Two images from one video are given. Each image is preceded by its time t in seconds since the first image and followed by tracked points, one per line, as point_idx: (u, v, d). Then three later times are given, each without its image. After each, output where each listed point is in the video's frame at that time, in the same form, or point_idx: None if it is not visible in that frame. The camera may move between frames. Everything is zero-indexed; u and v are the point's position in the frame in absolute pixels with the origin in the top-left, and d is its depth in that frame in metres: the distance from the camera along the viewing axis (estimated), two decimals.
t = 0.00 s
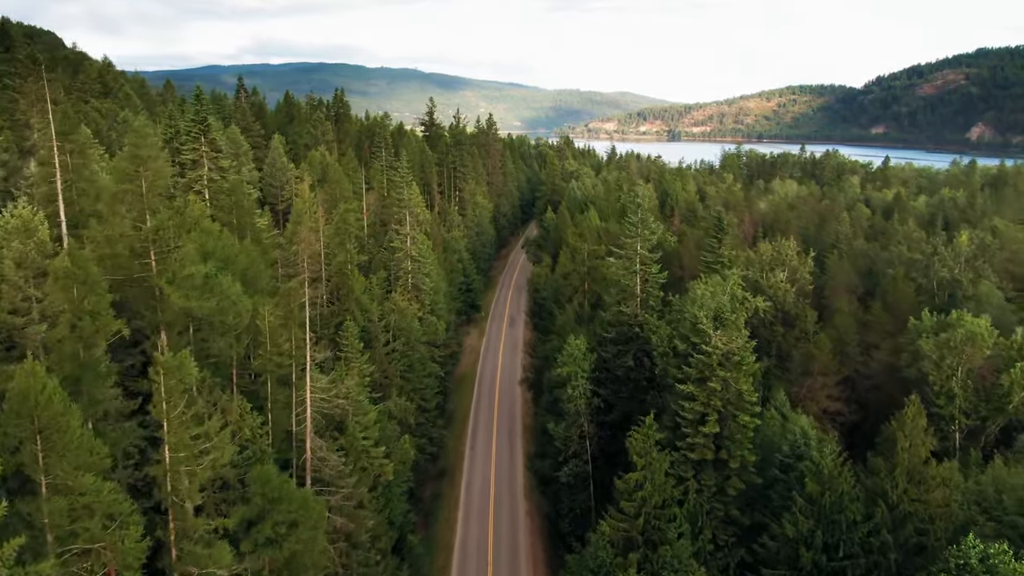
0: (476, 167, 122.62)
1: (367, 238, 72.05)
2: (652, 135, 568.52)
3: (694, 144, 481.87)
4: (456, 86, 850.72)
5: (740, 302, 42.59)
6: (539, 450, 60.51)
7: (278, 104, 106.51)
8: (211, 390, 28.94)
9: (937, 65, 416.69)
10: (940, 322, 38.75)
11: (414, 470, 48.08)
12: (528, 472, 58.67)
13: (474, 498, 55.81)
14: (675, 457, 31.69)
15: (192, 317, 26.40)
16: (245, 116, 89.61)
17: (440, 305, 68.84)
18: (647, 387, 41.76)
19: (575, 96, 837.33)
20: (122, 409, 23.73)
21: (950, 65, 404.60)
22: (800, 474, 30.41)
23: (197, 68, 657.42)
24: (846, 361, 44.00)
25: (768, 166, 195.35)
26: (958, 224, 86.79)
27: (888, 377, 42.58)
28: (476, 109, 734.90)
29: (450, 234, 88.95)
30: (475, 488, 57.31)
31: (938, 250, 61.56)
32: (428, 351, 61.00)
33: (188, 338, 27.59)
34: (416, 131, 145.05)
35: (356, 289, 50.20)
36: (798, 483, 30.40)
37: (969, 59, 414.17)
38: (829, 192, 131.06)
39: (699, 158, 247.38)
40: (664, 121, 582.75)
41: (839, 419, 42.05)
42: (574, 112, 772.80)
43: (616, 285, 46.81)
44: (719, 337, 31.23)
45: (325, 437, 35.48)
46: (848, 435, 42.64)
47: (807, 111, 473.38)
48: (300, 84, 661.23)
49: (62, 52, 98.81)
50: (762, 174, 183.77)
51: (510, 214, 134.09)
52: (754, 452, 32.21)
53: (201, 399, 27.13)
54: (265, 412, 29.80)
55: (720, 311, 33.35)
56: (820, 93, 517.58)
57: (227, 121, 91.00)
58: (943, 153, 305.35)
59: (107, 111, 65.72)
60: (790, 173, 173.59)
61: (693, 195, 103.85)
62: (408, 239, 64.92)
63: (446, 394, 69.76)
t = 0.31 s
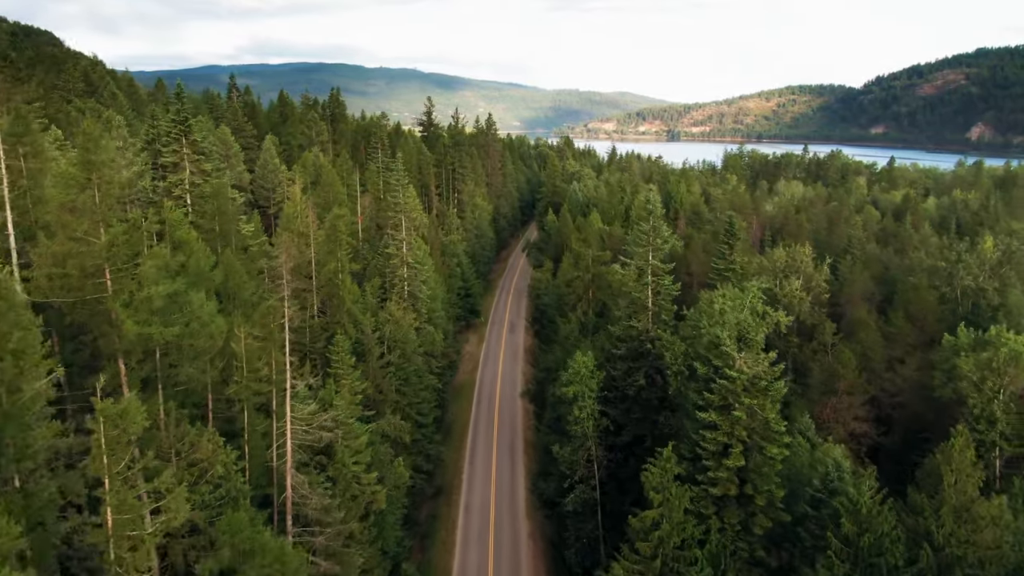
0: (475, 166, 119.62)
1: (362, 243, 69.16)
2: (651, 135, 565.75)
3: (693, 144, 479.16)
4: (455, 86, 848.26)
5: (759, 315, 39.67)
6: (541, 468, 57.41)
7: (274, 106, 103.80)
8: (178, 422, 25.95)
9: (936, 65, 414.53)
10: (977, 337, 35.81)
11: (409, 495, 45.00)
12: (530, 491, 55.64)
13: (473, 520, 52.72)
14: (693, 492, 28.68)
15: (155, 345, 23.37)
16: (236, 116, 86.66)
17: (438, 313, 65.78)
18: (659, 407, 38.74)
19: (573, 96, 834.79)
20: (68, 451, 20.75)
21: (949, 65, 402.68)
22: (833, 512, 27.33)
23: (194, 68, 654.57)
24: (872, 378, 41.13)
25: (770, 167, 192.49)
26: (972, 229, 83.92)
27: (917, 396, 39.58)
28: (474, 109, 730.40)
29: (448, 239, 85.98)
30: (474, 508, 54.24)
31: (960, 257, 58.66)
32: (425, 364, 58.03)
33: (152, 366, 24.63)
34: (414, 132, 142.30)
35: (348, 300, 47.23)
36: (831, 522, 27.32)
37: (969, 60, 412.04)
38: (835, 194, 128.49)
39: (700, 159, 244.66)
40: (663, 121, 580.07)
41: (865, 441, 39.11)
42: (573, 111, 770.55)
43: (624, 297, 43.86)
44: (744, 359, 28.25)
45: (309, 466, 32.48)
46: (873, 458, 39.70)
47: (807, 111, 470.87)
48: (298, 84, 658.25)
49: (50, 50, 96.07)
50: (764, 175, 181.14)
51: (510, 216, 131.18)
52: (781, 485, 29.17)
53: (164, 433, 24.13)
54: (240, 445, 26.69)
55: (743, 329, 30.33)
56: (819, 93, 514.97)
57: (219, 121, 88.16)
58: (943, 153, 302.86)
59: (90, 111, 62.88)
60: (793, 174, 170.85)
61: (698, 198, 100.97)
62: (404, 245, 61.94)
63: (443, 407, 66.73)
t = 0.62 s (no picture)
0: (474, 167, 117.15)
1: (357, 248, 66.62)
2: (651, 134, 563.33)
3: (693, 144, 476.86)
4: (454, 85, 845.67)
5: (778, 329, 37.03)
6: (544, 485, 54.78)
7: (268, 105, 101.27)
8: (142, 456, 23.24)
9: (936, 65, 412.65)
10: (1014, 355, 33.26)
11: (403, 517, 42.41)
12: (532, 510, 53.07)
13: (472, 540, 50.11)
14: (715, 530, 25.99)
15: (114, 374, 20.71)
16: (228, 116, 84.08)
17: (436, 322, 63.21)
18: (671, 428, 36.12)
19: (572, 96, 831.97)
20: (11, 497, 18.13)
21: (949, 65, 400.85)
22: (870, 554, 24.56)
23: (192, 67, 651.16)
24: (899, 397, 38.97)
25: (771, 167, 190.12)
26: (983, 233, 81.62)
27: (945, 415, 37.17)
28: (473, 109, 727.71)
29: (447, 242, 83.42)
30: (474, 527, 51.62)
31: (979, 263, 56.24)
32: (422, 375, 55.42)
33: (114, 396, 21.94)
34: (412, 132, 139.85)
35: (340, 311, 44.68)
36: (867, 565, 24.57)
37: (969, 60, 410.19)
38: (839, 195, 126.24)
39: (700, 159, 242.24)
40: (662, 121, 577.92)
41: (891, 464, 36.93)
42: (572, 111, 767.41)
43: (633, 308, 41.26)
44: (771, 385, 25.64)
45: (295, 495, 29.95)
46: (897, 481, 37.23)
47: (807, 111, 468.73)
48: (296, 83, 655.47)
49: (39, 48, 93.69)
50: (766, 175, 178.80)
51: (509, 218, 128.74)
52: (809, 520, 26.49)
53: (125, 471, 21.43)
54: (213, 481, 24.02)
55: (767, 349, 27.71)
56: (818, 93, 512.91)
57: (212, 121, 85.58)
58: (943, 152, 300.95)
59: (75, 109, 60.22)
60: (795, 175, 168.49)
61: (703, 201, 98.57)
62: (400, 251, 59.38)
63: (441, 418, 64.11)
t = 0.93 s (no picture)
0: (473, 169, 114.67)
1: (351, 254, 63.95)
2: (650, 135, 560.96)
3: (692, 144, 474.56)
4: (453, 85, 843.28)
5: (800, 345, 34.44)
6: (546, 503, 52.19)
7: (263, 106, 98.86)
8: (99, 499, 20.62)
9: (936, 65, 410.43)
10: None
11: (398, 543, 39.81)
12: (534, 529, 50.47)
13: (471, 562, 47.46)
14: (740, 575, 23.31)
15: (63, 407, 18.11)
16: (220, 116, 81.59)
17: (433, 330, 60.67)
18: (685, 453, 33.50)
19: (571, 96, 829.97)
20: None
21: (949, 65, 398.66)
22: None
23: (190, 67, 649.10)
24: (928, 417, 36.45)
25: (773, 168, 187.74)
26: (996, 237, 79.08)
27: (978, 437, 34.57)
28: (472, 109, 725.35)
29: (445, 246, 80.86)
30: (473, 547, 48.98)
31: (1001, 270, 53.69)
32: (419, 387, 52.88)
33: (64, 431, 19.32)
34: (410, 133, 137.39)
35: (330, 323, 42.09)
36: None
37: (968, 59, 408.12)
38: (843, 196, 123.75)
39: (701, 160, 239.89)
40: (662, 121, 575.55)
41: (922, 491, 34.40)
42: (571, 111, 765.48)
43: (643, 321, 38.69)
44: (802, 413, 23.10)
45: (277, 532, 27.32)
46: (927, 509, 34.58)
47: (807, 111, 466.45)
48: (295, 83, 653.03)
49: (26, 48, 91.09)
50: (768, 176, 176.32)
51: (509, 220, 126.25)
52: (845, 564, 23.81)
53: (76, 517, 18.79)
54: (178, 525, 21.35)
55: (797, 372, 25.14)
56: (818, 93, 510.79)
57: (203, 121, 83.04)
58: (944, 153, 298.71)
59: (57, 110, 57.77)
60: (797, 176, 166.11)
61: (707, 203, 96.08)
62: (396, 257, 56.84)
63: (439, 431, 61.50)
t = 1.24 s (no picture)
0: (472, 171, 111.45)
1: (343, 260, 60.51)
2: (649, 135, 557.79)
3: (692, 144, 471.21)
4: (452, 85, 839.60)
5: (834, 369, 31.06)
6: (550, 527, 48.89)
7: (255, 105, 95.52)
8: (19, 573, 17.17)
9: (937, 65, 407.39)
10: None
11: None
12: (537, 557, 47.16)
13: None
14: None
15: None
16: (208, 116, 78.16)
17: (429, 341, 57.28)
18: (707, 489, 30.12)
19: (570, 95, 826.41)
20: None
21: (950, 65, 395.70)
22: None
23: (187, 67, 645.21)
24: (971, 446, 33.06)
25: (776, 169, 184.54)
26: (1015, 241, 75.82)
27: None
28: (470, 108, 721.58)
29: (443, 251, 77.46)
30: None
31: None
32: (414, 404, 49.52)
33: None
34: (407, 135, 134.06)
35: (316, 341, 38.69)
36: None
37: (969, 59, 405.18)
38: (850, 199, 120.46)
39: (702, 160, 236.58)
40: (661, 121, 572.33)
41: (969, 530, 30.95)
42: (570, 111, 761.89)
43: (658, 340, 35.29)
44: (857, 461, 19.75)
45: None
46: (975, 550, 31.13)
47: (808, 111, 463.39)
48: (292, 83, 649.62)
49: (9, 45, 87.73)
50: (771, 178, 173.17)
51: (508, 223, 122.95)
52: None
53: None
54: None
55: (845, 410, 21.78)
56: (818, 93, 507.68)
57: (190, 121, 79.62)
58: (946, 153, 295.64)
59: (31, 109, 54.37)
60: (801, 177, 162.92)
61: (714, 206, 92.81)
62: (389, 265, 53.44)
63: (437, 447, 58.14)
